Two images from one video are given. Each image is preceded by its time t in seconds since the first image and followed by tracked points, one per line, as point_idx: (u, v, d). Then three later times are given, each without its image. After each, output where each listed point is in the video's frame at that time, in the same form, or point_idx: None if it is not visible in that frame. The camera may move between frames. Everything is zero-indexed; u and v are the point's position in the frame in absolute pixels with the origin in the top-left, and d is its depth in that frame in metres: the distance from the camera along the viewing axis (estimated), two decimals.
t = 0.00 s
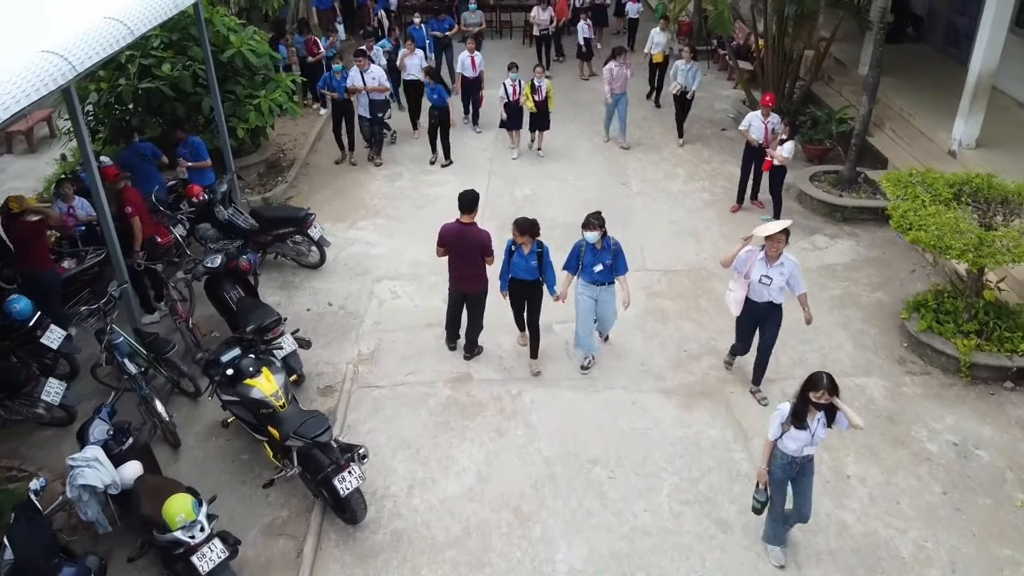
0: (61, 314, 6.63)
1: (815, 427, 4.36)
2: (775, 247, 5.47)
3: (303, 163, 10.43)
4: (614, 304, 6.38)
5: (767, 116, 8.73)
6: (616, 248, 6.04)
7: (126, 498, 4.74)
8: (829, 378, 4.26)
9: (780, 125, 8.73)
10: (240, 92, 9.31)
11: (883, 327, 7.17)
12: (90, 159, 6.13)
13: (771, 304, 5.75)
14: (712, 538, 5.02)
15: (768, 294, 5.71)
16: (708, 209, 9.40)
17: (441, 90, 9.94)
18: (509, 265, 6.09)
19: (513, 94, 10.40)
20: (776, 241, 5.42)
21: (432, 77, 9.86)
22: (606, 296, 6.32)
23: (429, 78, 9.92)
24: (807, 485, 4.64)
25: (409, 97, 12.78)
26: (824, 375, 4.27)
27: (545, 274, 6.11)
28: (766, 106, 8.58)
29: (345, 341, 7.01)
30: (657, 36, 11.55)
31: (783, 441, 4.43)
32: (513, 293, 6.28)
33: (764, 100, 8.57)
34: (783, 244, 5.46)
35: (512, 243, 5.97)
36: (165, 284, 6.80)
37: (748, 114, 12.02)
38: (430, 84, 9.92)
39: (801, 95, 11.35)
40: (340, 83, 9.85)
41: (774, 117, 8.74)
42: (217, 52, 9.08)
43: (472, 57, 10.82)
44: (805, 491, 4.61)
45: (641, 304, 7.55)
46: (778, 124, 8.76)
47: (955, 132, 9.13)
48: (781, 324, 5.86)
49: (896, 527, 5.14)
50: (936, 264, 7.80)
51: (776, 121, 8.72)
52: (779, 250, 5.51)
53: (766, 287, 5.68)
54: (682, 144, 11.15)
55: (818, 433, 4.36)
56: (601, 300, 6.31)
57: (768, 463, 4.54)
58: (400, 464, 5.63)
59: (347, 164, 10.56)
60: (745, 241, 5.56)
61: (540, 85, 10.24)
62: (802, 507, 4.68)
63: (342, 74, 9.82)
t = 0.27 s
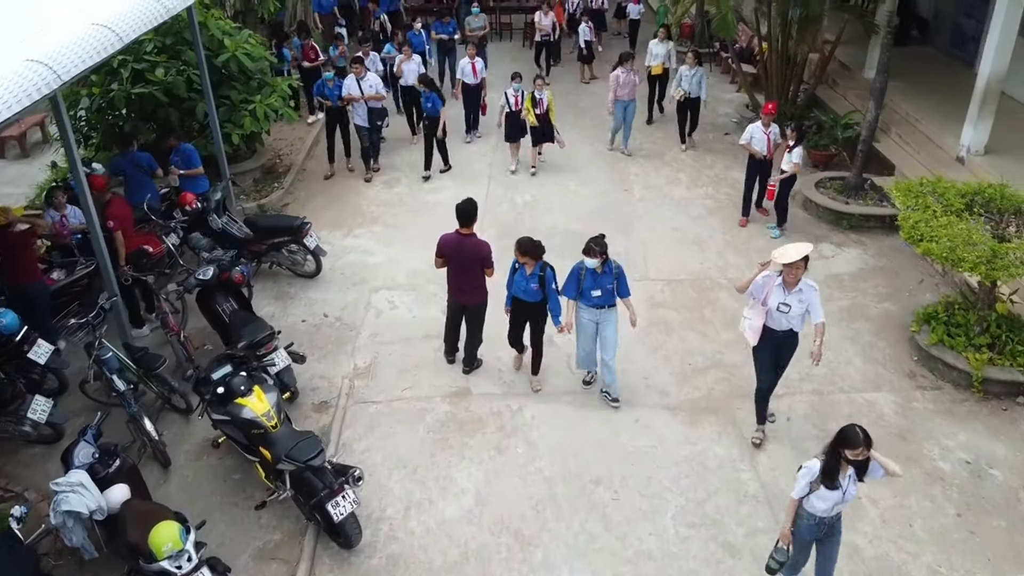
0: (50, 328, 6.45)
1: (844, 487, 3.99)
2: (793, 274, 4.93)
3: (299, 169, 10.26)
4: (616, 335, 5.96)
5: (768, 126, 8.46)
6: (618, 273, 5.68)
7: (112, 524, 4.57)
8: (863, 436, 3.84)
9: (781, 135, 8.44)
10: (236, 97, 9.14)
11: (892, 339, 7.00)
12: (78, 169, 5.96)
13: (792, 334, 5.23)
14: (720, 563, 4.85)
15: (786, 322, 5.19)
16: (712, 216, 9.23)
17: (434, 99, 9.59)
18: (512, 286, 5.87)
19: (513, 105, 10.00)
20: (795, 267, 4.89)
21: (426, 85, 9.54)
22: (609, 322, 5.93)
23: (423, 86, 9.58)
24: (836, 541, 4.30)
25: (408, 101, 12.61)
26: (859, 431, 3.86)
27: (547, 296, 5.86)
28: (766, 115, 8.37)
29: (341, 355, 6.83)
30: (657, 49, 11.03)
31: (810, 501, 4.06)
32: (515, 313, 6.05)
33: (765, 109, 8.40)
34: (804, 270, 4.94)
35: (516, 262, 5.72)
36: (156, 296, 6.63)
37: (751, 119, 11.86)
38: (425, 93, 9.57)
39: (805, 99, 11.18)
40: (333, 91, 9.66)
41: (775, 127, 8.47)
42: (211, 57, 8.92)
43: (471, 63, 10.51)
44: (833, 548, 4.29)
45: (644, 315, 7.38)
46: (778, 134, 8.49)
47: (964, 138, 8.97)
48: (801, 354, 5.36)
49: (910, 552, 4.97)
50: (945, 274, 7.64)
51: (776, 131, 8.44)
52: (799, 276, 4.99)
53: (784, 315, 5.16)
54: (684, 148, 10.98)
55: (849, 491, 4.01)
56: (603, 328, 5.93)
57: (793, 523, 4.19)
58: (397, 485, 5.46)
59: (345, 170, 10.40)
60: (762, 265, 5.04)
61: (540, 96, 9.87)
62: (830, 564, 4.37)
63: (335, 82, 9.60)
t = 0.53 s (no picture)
0: (38, 342, 6.28)
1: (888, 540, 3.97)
2: (807, 306, 4.63)
3: (296, 176, 10.09)
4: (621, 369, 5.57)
5: (770, 136, 8.16)
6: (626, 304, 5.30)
7: (99, 551, 4.42)
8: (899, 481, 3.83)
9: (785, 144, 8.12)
10: (230, 102, 8.97)
11: (902, 353, 6.84)
12: (66, 181, 5.79)
13: (807, 371, 4.91)
14: None
15: (800, 359, 4.86)
16: (716, 223, 9.05)
17: (430, 104, 9.39)
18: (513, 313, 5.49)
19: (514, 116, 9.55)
20: (808, 299, 4.59)
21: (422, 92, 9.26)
22: (613, 356, 5.54)
23: (420, 93, 9.36)
24: None
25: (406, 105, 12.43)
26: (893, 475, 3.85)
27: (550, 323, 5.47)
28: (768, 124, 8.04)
29: (337, 369, 6.66)
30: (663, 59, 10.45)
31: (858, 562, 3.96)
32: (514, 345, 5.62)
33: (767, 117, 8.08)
34: (819, 304, 4.64)
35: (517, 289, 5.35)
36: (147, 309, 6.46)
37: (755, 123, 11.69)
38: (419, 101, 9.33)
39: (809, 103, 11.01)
40: (322, 99, 9.35)
41: (777, 136, 8.16)
42: (206, 61, 8.76)
43: (470, 73, 10.26)
44: None
45: (648, 327, 7.21)
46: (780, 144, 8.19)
47: (973, 145, 8.80)
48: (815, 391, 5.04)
49: None
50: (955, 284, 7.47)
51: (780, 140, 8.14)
52: (814, 312, 4.69)
53: (800, 352, 4.83)
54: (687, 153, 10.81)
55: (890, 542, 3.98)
56: (607, 361, 5.54)
57: None
58: (393, 507, 5.29)
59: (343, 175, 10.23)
60: (773, 298, 4.74)
61: (541, 106, 9.49)
62: None
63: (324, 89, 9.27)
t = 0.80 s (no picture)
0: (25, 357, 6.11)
1: None
2: (830, 345, 4.34)
3: (293, 182, 9.92)
4: (628, 399, 5.31)
5: (778, 148, 7.98)
6: (631, 333, 5.00)
7: None
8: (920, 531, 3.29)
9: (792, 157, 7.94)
10: (225, 107, 8.79)
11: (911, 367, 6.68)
12: (52, 192, 5.62)
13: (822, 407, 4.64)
14: None
15: (818, 397, 4.58)
16: (719, 231, 8.88)
17: (426, 114, 8.89)
18: (509, 346, 5.13)
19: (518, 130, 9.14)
20: (832, 339, 4.29)
21: (415, 101, 8.84)
22: (620, 386, 5.26)
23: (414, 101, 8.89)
24: None
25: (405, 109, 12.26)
26: (916, 527, 3.30)
27: (551, 352, 5.16)
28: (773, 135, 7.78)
29: (332, 383, 6.48)
30: (664, 74, 9.68)
31: None
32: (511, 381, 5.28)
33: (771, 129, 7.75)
34: (840, 341, 4.34)
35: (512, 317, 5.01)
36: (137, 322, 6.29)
37: (759, 128, 11.51)
38: (411, 110, 8.88)
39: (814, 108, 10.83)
40: (313, 106, 9.11)
41: (784, 149, 7.96)
42: (200, 66, 8.59)
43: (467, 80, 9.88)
44: None
45: (651, 339, 7.03)
46: (786, 156, 7.97)
47: (982, 152, 8.63)
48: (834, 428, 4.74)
49: None
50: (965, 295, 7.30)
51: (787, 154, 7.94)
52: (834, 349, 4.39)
53: (817, 389, 4.54)
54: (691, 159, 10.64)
55: None
56: (613, 392, 5.27)
57: None
58: (389, 530, 5.11)
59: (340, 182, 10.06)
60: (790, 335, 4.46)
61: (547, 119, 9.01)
62: None
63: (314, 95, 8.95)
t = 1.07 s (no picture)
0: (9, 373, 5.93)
1: None
2: (857, 394, 4.08)
3: (288, 189, 9.76)
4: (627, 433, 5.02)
5: (787, 160, 7.76)
6: (626, 361, 4.66)
7: None
8: None
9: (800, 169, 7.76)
10: (219, 113, 8.62)
11: (921, 383, 6.51)
12: (38, 204, 5.44)
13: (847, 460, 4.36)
14: None
15: (843, 448, 4.32)
16: (723, 239, 8.70)
17: (424, 125, 8.72)
18: (505, 380, 4.85)
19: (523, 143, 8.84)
20: (858, 388, 4.04)
21: (413, 111, 8.68)
22: (619, 422, 4.95)
23: (412, 111, 8.70)
24: None
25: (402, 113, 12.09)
26: None
27: (550, 385, 4.88)
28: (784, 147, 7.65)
29: (326, 399, 6.31)
30: (670, 88, 9.07)
31: None
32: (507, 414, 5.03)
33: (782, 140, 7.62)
34: (868, 390, 4.08)
35: (509, 350, 4.74)
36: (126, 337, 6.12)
37: (762, 133, 11.35)
38: (408, 121, 8.71)
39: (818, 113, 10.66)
40: (306, 114, 8.72)
41: (794, 161, 7.75)
42: (194, 71, 8.43)
43: (467, 91, 9.70)
44: None
45: (654, 353, 6.86)
46: (797, 169, 7.77)
47: (992, 158, 8.47)
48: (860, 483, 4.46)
49: None
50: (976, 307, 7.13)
51: (796, 165, 7.75)
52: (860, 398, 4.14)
53: (840, 440, 4.28)
54: (693, 165, 10.47)
55: None
56: (611, 426, 4.97)
57: None
58: (384, 556, 4.94)
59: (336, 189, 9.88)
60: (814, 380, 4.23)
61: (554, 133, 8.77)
62: None
63: (309, 104, 8.70)
